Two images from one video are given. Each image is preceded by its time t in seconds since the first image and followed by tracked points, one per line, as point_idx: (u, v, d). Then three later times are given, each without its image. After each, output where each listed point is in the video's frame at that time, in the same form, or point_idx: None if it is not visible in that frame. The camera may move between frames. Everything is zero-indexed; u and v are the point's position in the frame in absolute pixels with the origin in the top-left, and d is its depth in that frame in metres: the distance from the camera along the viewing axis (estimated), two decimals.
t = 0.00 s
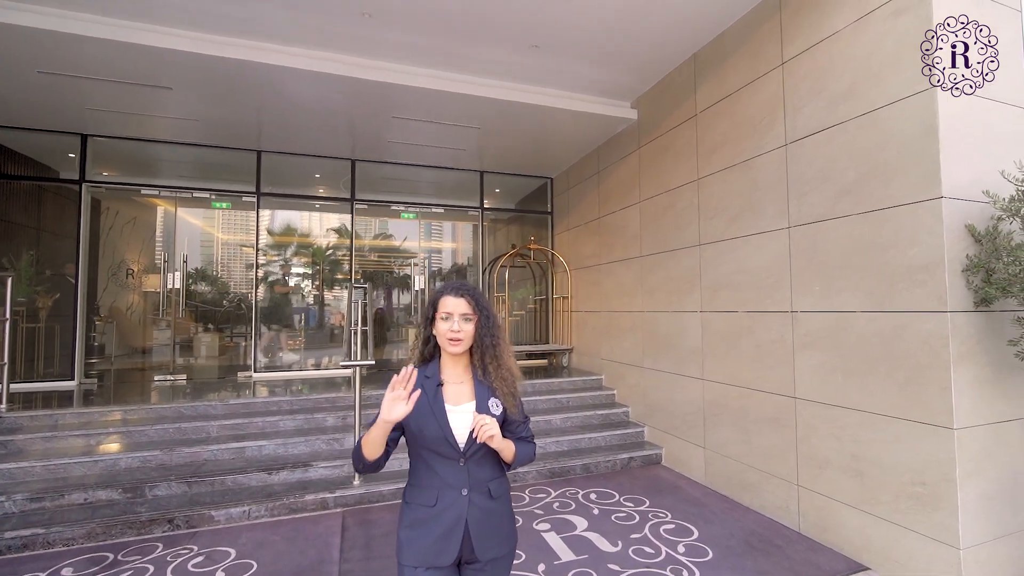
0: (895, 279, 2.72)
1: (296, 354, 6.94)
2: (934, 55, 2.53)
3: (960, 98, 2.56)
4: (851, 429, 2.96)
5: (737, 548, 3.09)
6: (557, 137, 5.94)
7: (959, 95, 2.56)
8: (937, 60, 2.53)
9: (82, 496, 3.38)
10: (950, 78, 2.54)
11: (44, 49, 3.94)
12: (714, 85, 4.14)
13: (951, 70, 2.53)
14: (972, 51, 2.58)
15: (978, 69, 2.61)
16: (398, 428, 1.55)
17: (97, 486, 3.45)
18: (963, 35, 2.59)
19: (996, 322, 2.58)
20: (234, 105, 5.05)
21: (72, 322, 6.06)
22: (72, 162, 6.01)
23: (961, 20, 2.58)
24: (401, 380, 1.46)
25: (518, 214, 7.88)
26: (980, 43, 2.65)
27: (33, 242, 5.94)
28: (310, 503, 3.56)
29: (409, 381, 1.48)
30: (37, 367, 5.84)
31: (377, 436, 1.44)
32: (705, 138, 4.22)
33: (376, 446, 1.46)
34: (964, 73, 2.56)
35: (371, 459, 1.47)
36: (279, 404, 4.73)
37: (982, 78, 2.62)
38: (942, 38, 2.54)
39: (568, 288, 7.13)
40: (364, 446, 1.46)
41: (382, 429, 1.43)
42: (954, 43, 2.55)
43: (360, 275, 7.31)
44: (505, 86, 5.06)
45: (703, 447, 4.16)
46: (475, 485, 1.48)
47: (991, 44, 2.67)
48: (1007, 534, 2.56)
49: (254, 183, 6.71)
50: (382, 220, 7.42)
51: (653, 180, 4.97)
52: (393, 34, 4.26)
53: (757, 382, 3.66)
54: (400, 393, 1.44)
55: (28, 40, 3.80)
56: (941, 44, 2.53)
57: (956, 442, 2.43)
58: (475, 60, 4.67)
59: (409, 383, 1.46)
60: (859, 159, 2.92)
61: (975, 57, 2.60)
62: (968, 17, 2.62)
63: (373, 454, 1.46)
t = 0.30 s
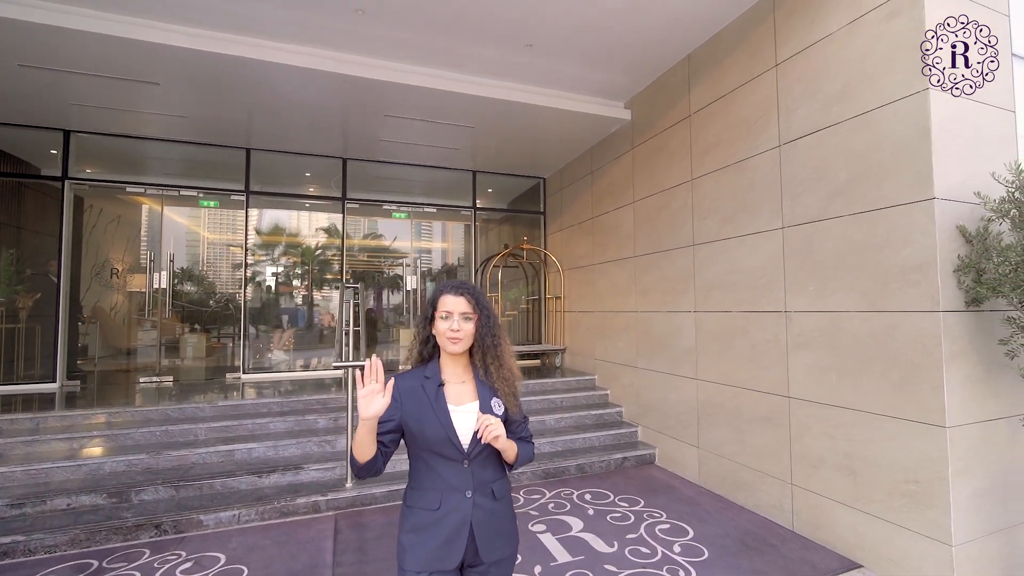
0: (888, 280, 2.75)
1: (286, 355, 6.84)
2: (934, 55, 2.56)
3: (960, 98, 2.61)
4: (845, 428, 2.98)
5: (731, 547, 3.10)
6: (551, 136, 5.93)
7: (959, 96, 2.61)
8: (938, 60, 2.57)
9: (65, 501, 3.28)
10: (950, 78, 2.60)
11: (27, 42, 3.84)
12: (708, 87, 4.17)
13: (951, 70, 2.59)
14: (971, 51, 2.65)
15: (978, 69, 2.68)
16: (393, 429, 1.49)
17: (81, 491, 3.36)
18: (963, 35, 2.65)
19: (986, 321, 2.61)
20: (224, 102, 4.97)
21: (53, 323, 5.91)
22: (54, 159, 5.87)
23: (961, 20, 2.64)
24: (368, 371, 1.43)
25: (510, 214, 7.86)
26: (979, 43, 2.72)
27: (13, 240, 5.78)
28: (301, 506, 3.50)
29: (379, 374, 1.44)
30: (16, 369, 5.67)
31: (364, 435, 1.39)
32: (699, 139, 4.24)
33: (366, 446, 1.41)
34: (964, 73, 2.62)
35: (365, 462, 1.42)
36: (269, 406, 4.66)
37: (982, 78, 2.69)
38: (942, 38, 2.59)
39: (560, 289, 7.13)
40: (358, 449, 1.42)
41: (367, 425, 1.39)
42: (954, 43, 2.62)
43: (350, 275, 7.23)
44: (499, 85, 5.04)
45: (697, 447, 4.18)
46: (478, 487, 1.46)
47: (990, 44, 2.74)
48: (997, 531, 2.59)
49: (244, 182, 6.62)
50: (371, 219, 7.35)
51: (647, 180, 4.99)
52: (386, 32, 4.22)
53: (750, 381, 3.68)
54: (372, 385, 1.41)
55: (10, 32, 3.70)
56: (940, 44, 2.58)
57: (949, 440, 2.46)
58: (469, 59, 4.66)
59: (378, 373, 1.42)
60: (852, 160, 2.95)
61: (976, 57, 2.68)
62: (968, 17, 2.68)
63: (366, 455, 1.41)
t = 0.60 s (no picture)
0: (881, 279, 2.78)
1: (276, 355, 6.77)
2: (934, 55, 2.61)
3: (960, 98, 2.67)
4: (839, 426, 3.01)
5: (727, 545, 3.12)
6: (545, 135, 5.92)
7: (959, 96, 2.67)
8: (938, 60, 2.62)
9: (51, 505, 3.21)
10: (950, 78, 2.65)
11: (10, 35, 3.75)
12: (703, 86, 4.18)
13: (952, 69, 2.65)
14: (971, 51, 2.72)
15: (978, 69, 2.74)
16: (398, 432, 1.49)
17: (68, 494, 3.29)
18: (963, 35, 2.71)
19: (977, 320, 2.65)
20: (214, 98, 4.89)
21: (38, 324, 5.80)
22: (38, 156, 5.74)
23: (961, 20, 2.70)
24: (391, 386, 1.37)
25: (504, 213, 7.85)
26: (979, 43, 2.78)
27: None
28: (295, 508, 3.46)
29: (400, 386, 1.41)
30: None
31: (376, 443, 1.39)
32: (694, 138, 4.25)
33: (376, 454, 1.41)
34: (964, 73, 2.68)
35: (373, 468, 1.42)
36: (261, 407, 4.61)
37: (982, 77, 2.76)
38: (942, 38, 2.64)
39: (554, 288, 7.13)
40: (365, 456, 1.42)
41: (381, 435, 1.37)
42: (954, 43, 2.67)
43: (341, 275, 7.15)
44: (493, 84, 5.02)
45: (691, 445, 4.20)
46: (481, 488, 1.44)
47: (991, 44, 2.81)
48: (988, 526, 2.63)
49: (234, 180, 6.53)
50: (361, 219, 7.29)
51: (641, 180, 5.00)
52: (381, 28, 4.18)
53: (745, 380, 3.70)
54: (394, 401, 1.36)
55: None
56: (940, 45, 2.64)
57: (941, 437, 2.49)
58: (464, 57, 4.63)
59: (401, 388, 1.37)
60: (846, 160, 2.98)
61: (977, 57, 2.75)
62: (969, 18, 2.75)
63: (376, 463, 1.41)
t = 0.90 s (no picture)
0: (877, 275, 2.80)
1: (271, 353, 6.74)
2: (934, 55, 2.63)
3: (960, 98, 2.70)
4: (835, 421, 3.03)
5: (724, 539, 3.14)
6: (542, 132, 5.91)
7: (959, 96, 2.70)
8: (938, 60, 2.64)
9: (43, 505, 3.18)
10: (950, 78, 2.68)
11: None
12: (700, 83, 4.19)
13: (952, 69, 2.67)
14: (971, 51, 2.74)
15: (977, 68, 2.77)
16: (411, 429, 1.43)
17: (60, 494, 3.25)
18: (963, 35, 2.73)
19: (972, 316, 2.68)
20: (208, 93, 4.85)
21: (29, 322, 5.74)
22: (27, 151, 5.66)
23: (961, 20, 2.72)
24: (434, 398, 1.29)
25: (500, 210, 7.84)
26: (979, 43, 2.81)
27: None
28: (292, 506, 3.44)
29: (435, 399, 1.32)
30: None
31: (401, 450, 1.31)
32: (692, 134, 4.25)
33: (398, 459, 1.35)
34: (964, 73, 2.70)
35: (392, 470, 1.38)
36: (256, 405, 4.58)
37: (982, 77, 2.79)
38: (942, 38, 2.66)
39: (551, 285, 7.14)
40: (384, 457, 1.35)
41: (409, 443, 1.30)
42: (954, 43, 2.69)
43: (335, 272, 7.14)
44: (489, 80, 5.01)
45: (687, 441, 4.22)
46: (484, 484, 1.44)
47: (990, 44, 2.83)
48: (981, 519, 2.66)
49: (227, 176, 6.46)
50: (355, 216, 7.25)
51: (638, 177, 5.01)
52: (377, 23, 4.15)
53: (741, 376, 3.71)
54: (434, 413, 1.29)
55: None
56: (940, 45, 2.66)
57: (935, 432, 2.51)
58: (461, 53, 4.62)
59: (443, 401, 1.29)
60: (842, 157, 2.99)
61: (977, 57, 2.77)
62: (969, 18, 2.78)
63: (396, 466, 1.36)
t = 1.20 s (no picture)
0: (875, 273, 2.80)
1: (268, 352, 6.73)
2: (934, 54, 2.63)
3: (960, 98, 2.70)
4: (833, 419, 3.04)
5: (722, 537, 3.15)
6: (540, 130, 5.90)
7: (959, 96, 2.71)
8: (938, 60, 2.64)
9: (39, 504, 3.16)
10: (950, 78, 2.68)
11: None
12: (699, 81, 4.18)
13: (952, 69, 2.67)
14: (971, 51, 2.74)
15: (977, 69, 2.78)
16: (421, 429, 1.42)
17: (55, 494, 3.22)
18: (963, 35, 2.73)
19: (970, 314, 2.68)
20: (204, 89, 4.81)
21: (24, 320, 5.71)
22: (21, 148, 5.61)
23: (961, 20, 2.72)
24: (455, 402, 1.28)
25: (498, 208, 7.82)
26: (979, 43, 2.81)
27: None
28: (289, 504, 3.43)
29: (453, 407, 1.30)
30: None
31: (413, 451, 1.28)
32: (690, 133, 4.25)
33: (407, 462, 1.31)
34: (964, 73, 2.71)
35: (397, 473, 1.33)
36: (254, 403, 4.56)
37: (982, 77, 2.79)
38: (942, 38, 2.66)
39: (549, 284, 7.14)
40: (394, 457, 1.30)
41: (422, 445, 1.27)
42: (954, 43, 2.69)
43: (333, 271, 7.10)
44: (488, 78, 4.99)
45: (685, 439, 4.23)
46: (484, 480, 1.43)
47: (990, 44, 2.84)
48: (978, 516, 2.67)
49: (223, 173, 6.42)
50: (352, 214, 7.22)
51: (637, 175, 5.00)
52: (375, 19, 4.13)
53: (740, 374, 3.72)
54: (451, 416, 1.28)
55: None
56: (940, 45, 2.66)
57: (933, 430, 2.52)
58: (460, 50, 4.59)
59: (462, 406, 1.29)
60: (842, 155, 2.99)
61: (977, 57, 2.78)
62: (969, 18, 2.78)
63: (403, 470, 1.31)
